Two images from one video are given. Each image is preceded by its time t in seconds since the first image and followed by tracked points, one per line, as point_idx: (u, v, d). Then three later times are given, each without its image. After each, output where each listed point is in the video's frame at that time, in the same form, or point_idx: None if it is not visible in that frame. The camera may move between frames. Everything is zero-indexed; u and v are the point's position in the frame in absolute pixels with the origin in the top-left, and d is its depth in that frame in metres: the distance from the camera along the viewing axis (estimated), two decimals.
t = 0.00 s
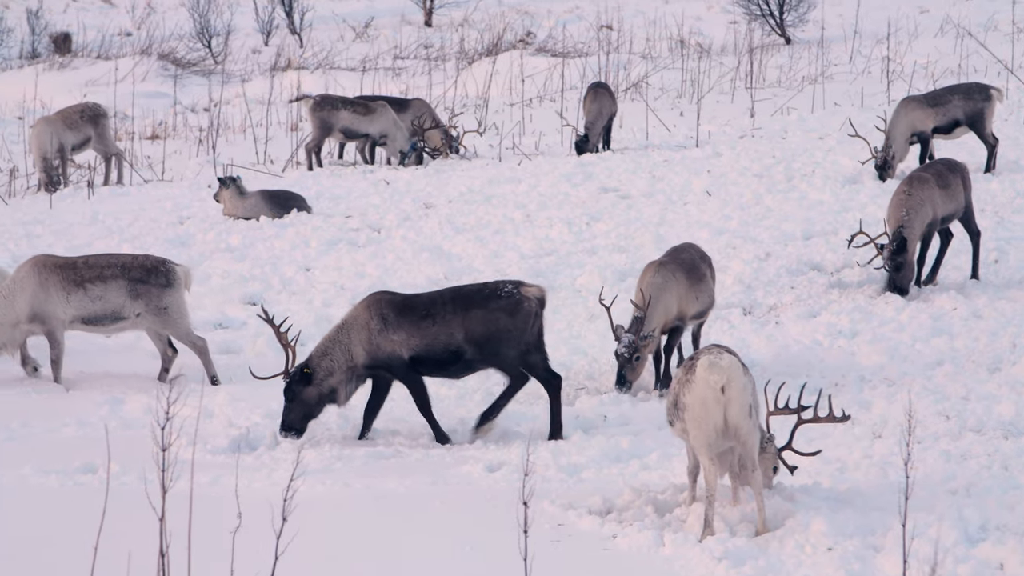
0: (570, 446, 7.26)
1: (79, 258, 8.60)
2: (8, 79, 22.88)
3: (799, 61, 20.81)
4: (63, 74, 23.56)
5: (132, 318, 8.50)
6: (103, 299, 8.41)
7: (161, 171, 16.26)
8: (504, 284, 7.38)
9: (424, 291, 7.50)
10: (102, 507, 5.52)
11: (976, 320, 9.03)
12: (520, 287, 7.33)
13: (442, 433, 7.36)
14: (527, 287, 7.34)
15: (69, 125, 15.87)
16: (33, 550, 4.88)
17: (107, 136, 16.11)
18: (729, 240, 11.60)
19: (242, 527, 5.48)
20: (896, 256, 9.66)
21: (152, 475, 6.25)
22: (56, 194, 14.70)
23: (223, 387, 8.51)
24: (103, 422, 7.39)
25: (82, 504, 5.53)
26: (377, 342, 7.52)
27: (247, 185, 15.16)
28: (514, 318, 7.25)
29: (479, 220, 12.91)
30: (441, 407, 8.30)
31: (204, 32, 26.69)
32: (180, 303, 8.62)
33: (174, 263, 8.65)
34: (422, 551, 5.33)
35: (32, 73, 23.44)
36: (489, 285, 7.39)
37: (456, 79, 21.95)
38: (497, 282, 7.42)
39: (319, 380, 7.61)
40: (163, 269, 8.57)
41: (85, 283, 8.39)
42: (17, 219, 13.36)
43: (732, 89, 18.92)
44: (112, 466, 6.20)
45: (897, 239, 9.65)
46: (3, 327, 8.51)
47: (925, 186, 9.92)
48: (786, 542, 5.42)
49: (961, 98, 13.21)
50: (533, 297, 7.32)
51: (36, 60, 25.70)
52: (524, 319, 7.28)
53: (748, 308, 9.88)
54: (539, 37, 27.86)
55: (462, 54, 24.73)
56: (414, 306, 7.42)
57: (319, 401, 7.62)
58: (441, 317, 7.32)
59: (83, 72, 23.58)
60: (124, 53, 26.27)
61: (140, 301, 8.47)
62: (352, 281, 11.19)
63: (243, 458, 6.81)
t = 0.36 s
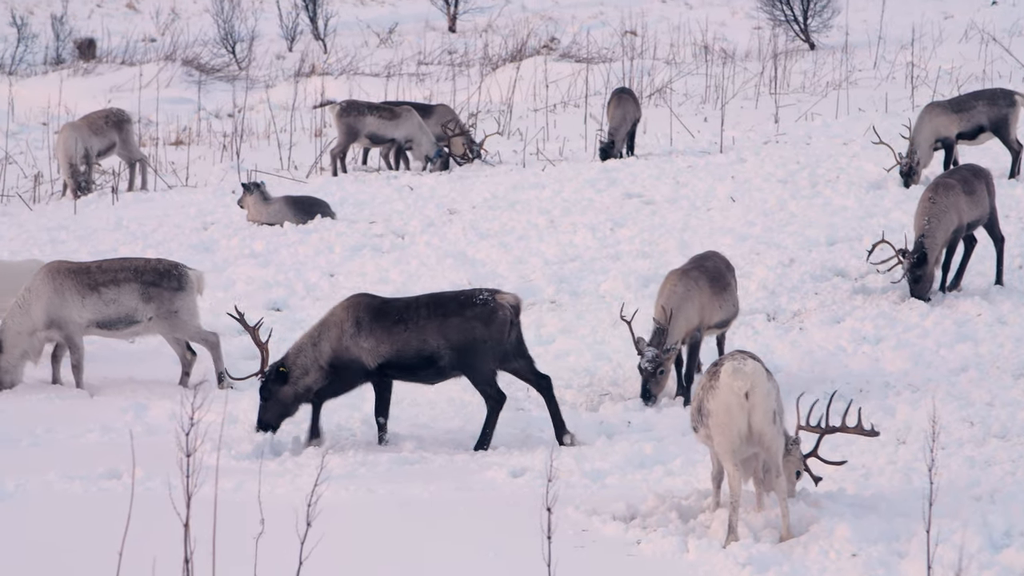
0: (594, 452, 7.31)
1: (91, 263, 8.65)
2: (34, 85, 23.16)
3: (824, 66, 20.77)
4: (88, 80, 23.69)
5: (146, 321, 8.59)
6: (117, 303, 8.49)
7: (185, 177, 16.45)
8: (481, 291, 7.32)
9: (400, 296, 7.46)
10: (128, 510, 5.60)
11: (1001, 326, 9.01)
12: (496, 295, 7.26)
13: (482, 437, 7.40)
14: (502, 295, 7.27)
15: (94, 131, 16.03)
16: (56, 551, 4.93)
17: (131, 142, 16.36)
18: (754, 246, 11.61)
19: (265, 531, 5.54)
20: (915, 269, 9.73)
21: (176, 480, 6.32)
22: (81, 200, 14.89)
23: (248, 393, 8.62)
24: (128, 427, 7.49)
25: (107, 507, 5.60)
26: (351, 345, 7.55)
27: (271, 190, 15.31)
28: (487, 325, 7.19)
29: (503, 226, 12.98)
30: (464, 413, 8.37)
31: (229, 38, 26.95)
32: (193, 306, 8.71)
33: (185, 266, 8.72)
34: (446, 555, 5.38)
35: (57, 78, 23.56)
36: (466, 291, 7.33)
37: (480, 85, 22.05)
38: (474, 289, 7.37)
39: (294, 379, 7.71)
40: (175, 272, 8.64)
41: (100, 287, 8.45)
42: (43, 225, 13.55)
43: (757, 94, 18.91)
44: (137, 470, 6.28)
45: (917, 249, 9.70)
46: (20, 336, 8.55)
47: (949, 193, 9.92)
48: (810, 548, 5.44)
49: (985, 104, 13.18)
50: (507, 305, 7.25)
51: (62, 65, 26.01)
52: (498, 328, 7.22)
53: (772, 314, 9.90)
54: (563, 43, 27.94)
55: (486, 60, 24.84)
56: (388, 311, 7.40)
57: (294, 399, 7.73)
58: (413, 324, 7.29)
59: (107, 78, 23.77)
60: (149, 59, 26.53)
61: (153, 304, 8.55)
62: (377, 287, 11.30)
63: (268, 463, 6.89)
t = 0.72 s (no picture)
0: (616, 458, 7.36)
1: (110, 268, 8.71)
2: (57, 92, 23.42)
3: (847, 72, 20.74)
4: (111, 86, 23.91)
5: (161, 326, 8.61)
6: (133, 308, 8.53)
7: (208, 184, 16.62)
8: (468, 298, 7.39)
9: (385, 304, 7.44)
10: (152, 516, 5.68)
11: None
12: (485, 302, 7.35)
13: (497, 445, 7.47)
14: (491, 302, 7.37)
15: (117, 137, 16.20)
16: (81, 555, 5.00)
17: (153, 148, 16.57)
18: (776, 252, 11.63)
19: (288, 537, 5.61)
20: (938, 277, 9.71)
21: (199, 487, 6.40)
22: (104, 207, 15.08)
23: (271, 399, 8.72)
24: (152, 433, 7.60)
25: (131, 514, 5.68)
26: (335, 353, 7.41)
27: (294, 197, 15.46)
28: (479, 332, 7.26)
29: (525, 232, 13.05)
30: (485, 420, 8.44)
31: (252, 45, 27.19)
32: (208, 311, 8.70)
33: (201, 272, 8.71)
34: (470, 560, 5.44)
35: (80, 85, 23.78)
36: (452, 299, 7.39)
37: (503, 91, 22.15)
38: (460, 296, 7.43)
39: (274, 382, 7.53)
40: (190, 277, 8.64)
41: (116, 293, 8.51)
42: (66, 231, 13.73)
43: (779, 100, 18.90)
44: (160, 477, 6.36)
45: (939, 257, 9.70)
46: (41, 343, 8.66)
47: (972, 201, 9.92)
48: (833, 555, 5.47)
49: (1008, 111, 13.22)
50: (497, 311, 7.36)
51: (86, 72, 26.28)
52: (489, 333, 7.29)
53: (794, 321, 9.91)
54: (585, 49, 28.03)
55: (509, 66, 24.95)
56: (374, 319, 7.35)
57: (273, 404, 7.55)
58: (403, 332, 7.27)
59: (130, 84, 23.99)
60: (172, 66, 26.78)
61: (168, 309, 8.57)
62: (400, 293, 11.39)
63: (291, 469, 6.98)
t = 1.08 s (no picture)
0: (636, 466, 7.40)
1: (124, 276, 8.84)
2: (78, 99, 23.66)
3: (867, 80, 20.71)
4: (131, 94, 24.13)
5: (173, 333, 8.69)
6: (145, 315, 8.63)
7: (228, 191, 16.77)
8: (466, 306, 7.37)
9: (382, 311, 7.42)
10: (174, 523, 5.75)
11: None
12: (482, 311, 7.33)
13: (512, 452, 7.53)
14: (488, 310, 7.35)
15: (139, 145, 16.40)
16: (103, 563, 5.08)
17: (173, 156, 16.60)
18: (796, 259, 11.64)
19: (308, 544, 5.68)
20: (961, 282, 9.71)
21: (219, 494, 6.48)
22: (124, 215, 15.25)
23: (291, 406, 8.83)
24: (172, 441, 7.69)
25: (154, 520, 5.76)
26: (329, 359, 7.38)
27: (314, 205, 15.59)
28: (477, 341, 7.27)
29: (544, 239, 13.12)
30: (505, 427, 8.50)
31: (272, 53, 27.42)
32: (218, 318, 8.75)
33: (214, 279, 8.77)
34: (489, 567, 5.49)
35: (100, 92, 24.00)
36: (451, 307, 7.37)
37: (523, 98, 22.26)
38: (458, 304, 7.41)
39: (261, 378, 7.49)
40: (204, 284, 8.69)
41: (129, 300, 8.62)
42: (86, 239, 13.90)
43: (799, 108, 18.90)
44: (180, 484, 6.44)
45: (960, 263, 9.71)
46: (58, 353, 8.79)
47: (992, 207, 9.94)
48: (852, 562, 5.49)
49: None
50: (494, 320, 7.34)
51: (106, 79, 26.57)
52: (487, 341, 7.29)
53: (814, 328, 9.92)
54: (605, 56, 28.11)
55: (528, 73, 25.05)
56: (371, 327, 7.33)
57: (258, 398, 7.55)
58: (402, 341, 7.27)
59: (150, 91, 24.20)
60: (192, 73, 27.00)
61: (179, 315, 8.65)
62: (419, 301, 11.49)
63: (311, 477, 7.06)
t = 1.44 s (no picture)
0: (657, 473, 7.44)
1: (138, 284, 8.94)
2: (99, 107, 23.89)
3: (886, 86, 20.67)
4: (151, 101, 24.34)
5: (185, 341, 8.76)
6: (157, 323, 8.71)
7: (248, 199, 16.92)
8: (472, 312, 7.49)
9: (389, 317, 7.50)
10: (195, 531, 5.83)
11: None
12: (489, 316, 7.45)
13: (529, 459, 7.59)
14: (494, 316, 7.46)
15: (163, 152, 16.55)
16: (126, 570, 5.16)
17: (193, 162, 17.03)
18: (816, 266, 11.65)
19: (328, 551, 5.74)
20: (979, 289, 9.78)
21: (239, 502, 6.55)
22: (144, 221, 15.41)
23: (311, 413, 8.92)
24: (192, 448, 7.79)
25: (175, 528, 5.84)
26: (340, 367, 7.42)
27: (334, 212, 15.71)
28: (485, 345, 7.36)
29: (564, 247, 13.18)
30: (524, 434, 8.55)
31: (292, 60, 27.62)
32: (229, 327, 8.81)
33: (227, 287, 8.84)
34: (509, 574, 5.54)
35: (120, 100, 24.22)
36: (457, 313, 7.47)
37: (543, 105, 22.34)
38: (464, 310, 7.52)
39: (273, 398, 7.48)
40: (216, 292, 8.76)
41: (142, 307, 8.71)
42: (106, 246, 14.05)
43: (819, 114, 18.89)
44: (199, 492, 6.51)
45: (978, 269, 9.79)
46: (76, 361, 8.94)
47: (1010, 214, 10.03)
48: (872, 570, 5.51)
49: None
50: (501, 324, 7.45)
51: (126, 87, 26.82)
52: (495, 346, 7.39)
53: (834, 335, 9.93)
54: (624, 63, 28.17)
55: (548, 81, 25.13)
56: (380, 332, 7.40)
57: (272, 417, 7.53)
58: (411, 345, 7.35)
59: (170, 98, 24.40)
60: (211, 81, 27.21)
61: (191, 323, 8.71)
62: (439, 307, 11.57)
63: (331, 484, 7.13)
